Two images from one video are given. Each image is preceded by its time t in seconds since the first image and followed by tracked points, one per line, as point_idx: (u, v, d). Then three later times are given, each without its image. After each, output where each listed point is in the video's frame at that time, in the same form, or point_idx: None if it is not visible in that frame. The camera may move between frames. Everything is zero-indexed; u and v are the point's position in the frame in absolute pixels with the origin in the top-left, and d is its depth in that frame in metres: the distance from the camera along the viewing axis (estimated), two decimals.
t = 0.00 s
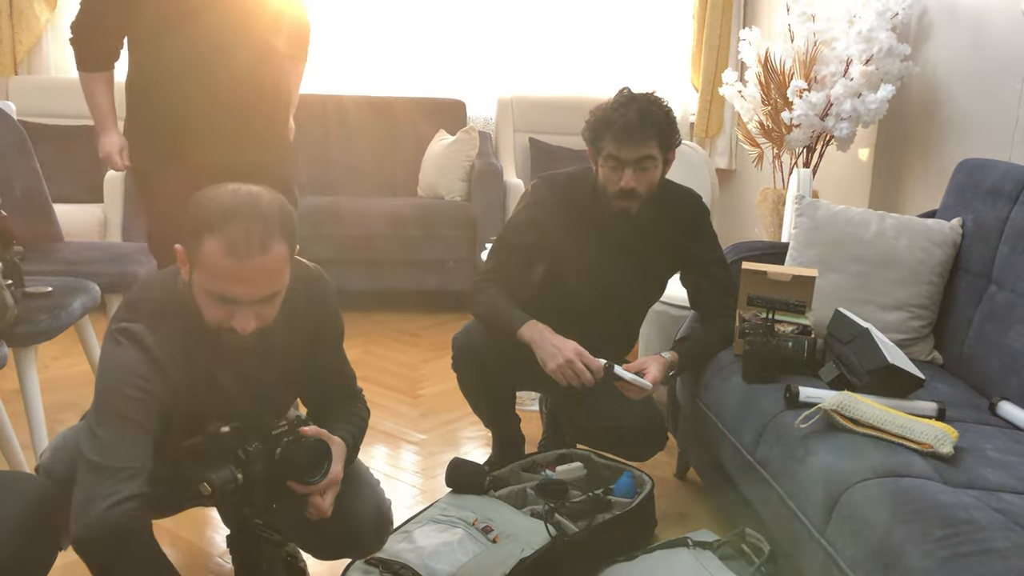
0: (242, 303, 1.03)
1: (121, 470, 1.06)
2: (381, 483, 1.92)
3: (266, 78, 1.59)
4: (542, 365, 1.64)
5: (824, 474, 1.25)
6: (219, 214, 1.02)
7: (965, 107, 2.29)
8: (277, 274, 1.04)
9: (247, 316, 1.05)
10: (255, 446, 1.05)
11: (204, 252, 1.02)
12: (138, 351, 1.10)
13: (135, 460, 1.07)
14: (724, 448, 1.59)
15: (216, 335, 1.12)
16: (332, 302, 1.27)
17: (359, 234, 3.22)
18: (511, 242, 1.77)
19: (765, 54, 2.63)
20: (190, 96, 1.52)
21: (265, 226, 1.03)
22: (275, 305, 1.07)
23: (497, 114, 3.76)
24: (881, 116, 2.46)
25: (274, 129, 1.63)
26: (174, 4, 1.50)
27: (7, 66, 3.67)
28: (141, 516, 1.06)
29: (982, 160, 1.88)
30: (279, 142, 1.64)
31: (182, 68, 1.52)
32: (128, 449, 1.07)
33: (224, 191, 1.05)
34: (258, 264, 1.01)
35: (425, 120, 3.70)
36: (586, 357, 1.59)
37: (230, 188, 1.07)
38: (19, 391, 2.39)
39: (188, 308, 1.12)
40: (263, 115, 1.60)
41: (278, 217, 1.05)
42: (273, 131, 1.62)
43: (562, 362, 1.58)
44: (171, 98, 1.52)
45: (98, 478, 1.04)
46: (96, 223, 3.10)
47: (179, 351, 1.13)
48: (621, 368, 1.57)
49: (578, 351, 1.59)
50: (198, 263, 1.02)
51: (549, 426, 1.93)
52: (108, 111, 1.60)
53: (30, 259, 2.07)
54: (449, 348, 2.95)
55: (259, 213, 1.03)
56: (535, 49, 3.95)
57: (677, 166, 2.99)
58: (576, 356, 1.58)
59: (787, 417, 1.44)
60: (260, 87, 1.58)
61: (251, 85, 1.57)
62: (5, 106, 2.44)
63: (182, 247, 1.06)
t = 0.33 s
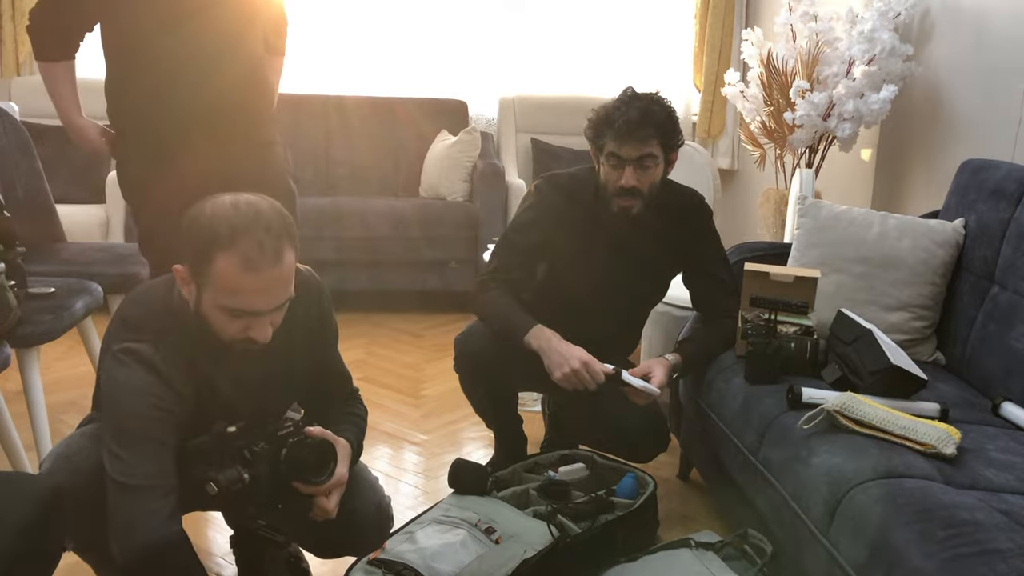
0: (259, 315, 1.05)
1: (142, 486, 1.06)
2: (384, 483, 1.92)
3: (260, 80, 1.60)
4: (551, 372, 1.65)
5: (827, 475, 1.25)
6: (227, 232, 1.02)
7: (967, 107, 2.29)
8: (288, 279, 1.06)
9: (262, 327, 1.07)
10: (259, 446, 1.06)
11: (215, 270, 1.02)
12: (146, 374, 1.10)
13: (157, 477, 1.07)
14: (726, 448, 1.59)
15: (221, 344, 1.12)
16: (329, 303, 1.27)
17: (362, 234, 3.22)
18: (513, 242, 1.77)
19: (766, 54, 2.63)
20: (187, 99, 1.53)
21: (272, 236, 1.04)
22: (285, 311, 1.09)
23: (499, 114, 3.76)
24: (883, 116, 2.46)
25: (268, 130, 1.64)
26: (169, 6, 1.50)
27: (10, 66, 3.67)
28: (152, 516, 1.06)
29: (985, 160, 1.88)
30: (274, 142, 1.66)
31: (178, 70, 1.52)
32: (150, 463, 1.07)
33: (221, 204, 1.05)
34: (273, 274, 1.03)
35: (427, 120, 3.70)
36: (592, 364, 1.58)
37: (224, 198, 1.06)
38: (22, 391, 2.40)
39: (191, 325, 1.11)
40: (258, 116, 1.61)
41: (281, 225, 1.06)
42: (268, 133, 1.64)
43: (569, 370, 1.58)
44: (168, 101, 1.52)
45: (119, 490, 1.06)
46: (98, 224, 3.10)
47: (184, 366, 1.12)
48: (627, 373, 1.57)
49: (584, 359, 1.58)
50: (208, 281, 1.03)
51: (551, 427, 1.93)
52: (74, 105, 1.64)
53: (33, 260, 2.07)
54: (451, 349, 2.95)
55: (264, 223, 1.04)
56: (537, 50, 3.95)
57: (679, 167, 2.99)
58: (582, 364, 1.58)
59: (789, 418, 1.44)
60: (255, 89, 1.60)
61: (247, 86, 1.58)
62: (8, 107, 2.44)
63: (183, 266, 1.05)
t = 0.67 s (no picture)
0: (269, 299, 1.05)
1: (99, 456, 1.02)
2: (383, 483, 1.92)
3: (259, 80, 1.60)
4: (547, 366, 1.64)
5: (827, 473, 1.25)
6: (245, 213, 1.03)
7: (966, 107, 2.29)
8: (301, 267, 1.07)
9: (271, 311, 1.07)
10: (260, 446, 1.06)
11: (230, 250, 1.03)
12: (140, 343, 1.09)
13: (122, 446, 1.04)
14: (726, 447, 1.59)
15: (228, 332, 1.13)
16: (332, 300, 1.27)
17: (361, 234, 3.23)
18: (513, 242, 1.77)
19: (765, 54, 2.63)
20: (186, 99, 1.53)
21: (288, 221, 1.05)
22: (294, 299, 1.10)
23: (498, 114, 3.77)
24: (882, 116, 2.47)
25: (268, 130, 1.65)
26: (170, 8, 1.50)
27: (9, 67, 3.68)
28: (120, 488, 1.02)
29: (983, 160, 1.88)
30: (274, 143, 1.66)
31: (177, 71, 1.52)
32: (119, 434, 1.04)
33: (239, 189, 1.07)
34: (286, 259, 1.04)
35: (427, 120, 3.70)
36: (591, 361, 1.59)
37: (244, 184, 1.08)
38: (23, 391, 2.40)
39: (192, 300, 1.11)
40: (258, 117, 1.61)
41: (297, 212, 1.07)
42: (267, 133, 1.64)
43: (568, 364, 1.58)
44: (168, 101, 1.52)
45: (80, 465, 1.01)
46: (98, 224, 3.11)
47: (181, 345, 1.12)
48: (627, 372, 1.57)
49: (584, 354, 1.59)
50: (223, 261, 1.03)
51: (550, 426, 1.94)
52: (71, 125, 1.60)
53: (33, 260, 2.08)
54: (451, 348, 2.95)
55: (281, 209, 1.05)
56: (536, 50, 3.95)
57: (678, 167, 3.00)
58: (582, 359, 1.58)
59: (788, 417, 1.44)
60: (254, 89, 1.60)
61: (247, 87, 1.58)
62: (8, 108, 2.45)
63: (198, 246, 1.06)
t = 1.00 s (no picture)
0: (271, 263, 1.08)
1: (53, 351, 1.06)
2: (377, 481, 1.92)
3: (261, 78, 1.59)
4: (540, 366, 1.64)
5: (820, 471, 1.26)
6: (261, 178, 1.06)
7: (957, 105, 2.30)
8: (308, 241, 1.09)
9: (272, 276, 1.10)
10: (254, 446, 1.06)
11: (244, 210, 1.06)
12: (138, 276, 1.14)
13: (79, 355, 1.07)
14: (719, 446, 1.59)
15: (233, 296, 1.16)
16: (343, 292, 1.30)
17: (355, 233, 3.22)
18: (507, 240, 1.77)
19: (758, 52, 2.63)
20: (186, 96, 1.53)
21: (303, 193, 1.07)
22: (301, 269, 1.12)
23: (492, 111, 3.76)
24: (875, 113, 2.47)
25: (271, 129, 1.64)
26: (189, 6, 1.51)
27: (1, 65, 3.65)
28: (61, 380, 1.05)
29: (976, 157, 1.88)
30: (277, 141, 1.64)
31: (179, 68, 1.53)
32: (81, 340, 1.08)
33: (266, 156, 1.09)
34: (293, 229, 1.06)
35: (421, 118, 3.69)
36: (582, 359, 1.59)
37: (272, 151, 1.11)
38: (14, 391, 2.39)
39: (203, 256, 1.16)
40: (258, 114, 1.60)
41: (316, 187, 1.09)
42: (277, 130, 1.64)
43: (559, 365, 1.58)
44: (168, 98, 1.53)
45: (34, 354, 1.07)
46: (91, 223, 3.09)
47: (182, 287, 1.16)
48: (618, 370, 1.57)
49: (574, 354, 1.58)
50: (236, 220, 1.07)
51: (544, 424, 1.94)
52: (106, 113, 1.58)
53: (25, 259, 2.07)
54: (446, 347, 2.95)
55: (300, 179, 1.07)
56: (530, 48, 3.95)
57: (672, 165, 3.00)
58: (573, 359, 1.58)
59: (781, 415, 1.44)
60: (255, 86, 1.59)
61: (246, 84, 1.57)
62: None
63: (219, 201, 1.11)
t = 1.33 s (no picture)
0: (257, 240, 1.12)
1: (104, 316, 1.13)
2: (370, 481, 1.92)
3: (268, 70, 1.57)
4: (538, 368, 1.64)
5: (810, 471, 1.26)
6: (245, 158, 1.09)
7: (949, 104, 2.31)
8: (291, 220, 1.12)
9: (259, 254, 1.14)
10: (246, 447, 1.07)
11: (228, 188, 1.10)
12: (153, 249, 1.22)
13: (124, 317, 1.15)
14: (712, 446, 1.60)
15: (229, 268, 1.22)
16: (347, 282, 1.34)
17: (348, 232, 3.21)
18: (501, 240, 1.77)
19: (751, 51, 2.63)
20: (193, 85, 1.54)
21: (285, 171, 1.10)
22: (288, 246, 1.16)
23: (485, 110, 3.76)
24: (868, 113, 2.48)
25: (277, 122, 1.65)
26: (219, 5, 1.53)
27: None
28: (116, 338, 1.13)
29: (967, 157, 1.89)
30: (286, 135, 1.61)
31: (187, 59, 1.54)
32: (119, 303, 1.15)
33: (252, 136, 1.13)
34: (275, 207, 1.09)
35: (414, 116, 3.69)
36: (582, 362, 1.59)
37: (258, 132, 1.15)
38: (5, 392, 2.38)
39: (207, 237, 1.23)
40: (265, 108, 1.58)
41: (299, 166, 1.12)
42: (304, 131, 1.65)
43: (559, 367, 1.58)
44: (178, 85, 1.55)
45: (85, 322, 1.13)
46: (83, 223, 3.08)
47: (190, 257, 1.23)
48: (616, 373, 1.58)
49: (574, 356, 1.59)
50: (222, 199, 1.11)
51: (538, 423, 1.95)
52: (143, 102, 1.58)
53: (17, 259, 2.06)
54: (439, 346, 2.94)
55: (282, 159, 1.11)
56: (523, 46, 3.94)
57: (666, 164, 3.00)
58: (573, 361, 1.58)
59: (773, 415, 1.45)
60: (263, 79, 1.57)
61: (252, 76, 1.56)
62: None
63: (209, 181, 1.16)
